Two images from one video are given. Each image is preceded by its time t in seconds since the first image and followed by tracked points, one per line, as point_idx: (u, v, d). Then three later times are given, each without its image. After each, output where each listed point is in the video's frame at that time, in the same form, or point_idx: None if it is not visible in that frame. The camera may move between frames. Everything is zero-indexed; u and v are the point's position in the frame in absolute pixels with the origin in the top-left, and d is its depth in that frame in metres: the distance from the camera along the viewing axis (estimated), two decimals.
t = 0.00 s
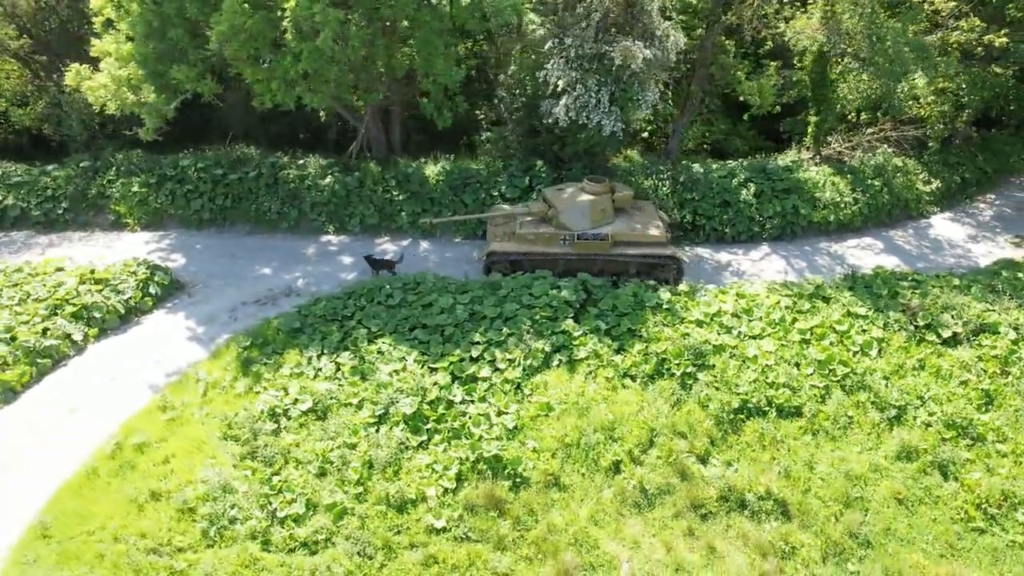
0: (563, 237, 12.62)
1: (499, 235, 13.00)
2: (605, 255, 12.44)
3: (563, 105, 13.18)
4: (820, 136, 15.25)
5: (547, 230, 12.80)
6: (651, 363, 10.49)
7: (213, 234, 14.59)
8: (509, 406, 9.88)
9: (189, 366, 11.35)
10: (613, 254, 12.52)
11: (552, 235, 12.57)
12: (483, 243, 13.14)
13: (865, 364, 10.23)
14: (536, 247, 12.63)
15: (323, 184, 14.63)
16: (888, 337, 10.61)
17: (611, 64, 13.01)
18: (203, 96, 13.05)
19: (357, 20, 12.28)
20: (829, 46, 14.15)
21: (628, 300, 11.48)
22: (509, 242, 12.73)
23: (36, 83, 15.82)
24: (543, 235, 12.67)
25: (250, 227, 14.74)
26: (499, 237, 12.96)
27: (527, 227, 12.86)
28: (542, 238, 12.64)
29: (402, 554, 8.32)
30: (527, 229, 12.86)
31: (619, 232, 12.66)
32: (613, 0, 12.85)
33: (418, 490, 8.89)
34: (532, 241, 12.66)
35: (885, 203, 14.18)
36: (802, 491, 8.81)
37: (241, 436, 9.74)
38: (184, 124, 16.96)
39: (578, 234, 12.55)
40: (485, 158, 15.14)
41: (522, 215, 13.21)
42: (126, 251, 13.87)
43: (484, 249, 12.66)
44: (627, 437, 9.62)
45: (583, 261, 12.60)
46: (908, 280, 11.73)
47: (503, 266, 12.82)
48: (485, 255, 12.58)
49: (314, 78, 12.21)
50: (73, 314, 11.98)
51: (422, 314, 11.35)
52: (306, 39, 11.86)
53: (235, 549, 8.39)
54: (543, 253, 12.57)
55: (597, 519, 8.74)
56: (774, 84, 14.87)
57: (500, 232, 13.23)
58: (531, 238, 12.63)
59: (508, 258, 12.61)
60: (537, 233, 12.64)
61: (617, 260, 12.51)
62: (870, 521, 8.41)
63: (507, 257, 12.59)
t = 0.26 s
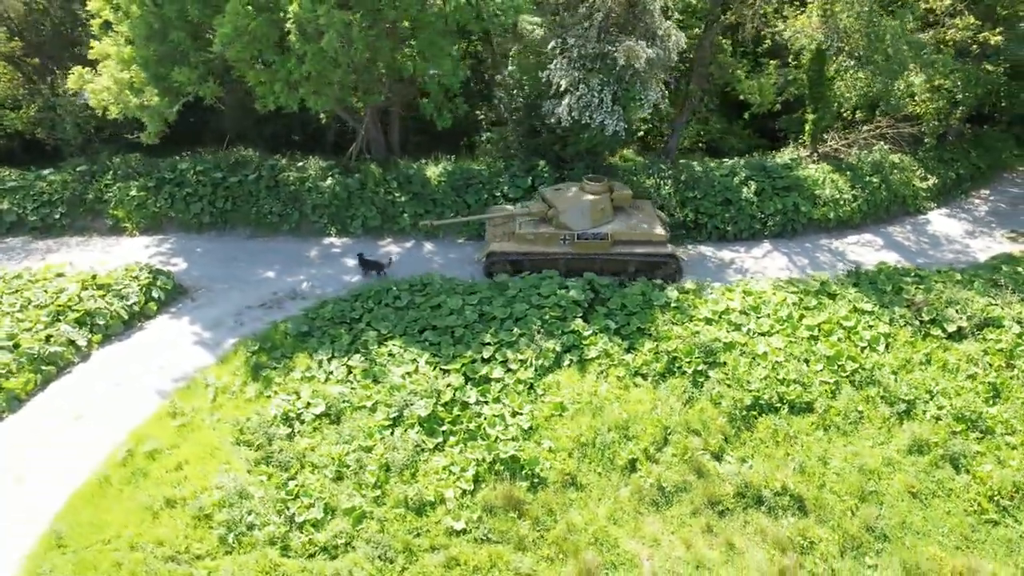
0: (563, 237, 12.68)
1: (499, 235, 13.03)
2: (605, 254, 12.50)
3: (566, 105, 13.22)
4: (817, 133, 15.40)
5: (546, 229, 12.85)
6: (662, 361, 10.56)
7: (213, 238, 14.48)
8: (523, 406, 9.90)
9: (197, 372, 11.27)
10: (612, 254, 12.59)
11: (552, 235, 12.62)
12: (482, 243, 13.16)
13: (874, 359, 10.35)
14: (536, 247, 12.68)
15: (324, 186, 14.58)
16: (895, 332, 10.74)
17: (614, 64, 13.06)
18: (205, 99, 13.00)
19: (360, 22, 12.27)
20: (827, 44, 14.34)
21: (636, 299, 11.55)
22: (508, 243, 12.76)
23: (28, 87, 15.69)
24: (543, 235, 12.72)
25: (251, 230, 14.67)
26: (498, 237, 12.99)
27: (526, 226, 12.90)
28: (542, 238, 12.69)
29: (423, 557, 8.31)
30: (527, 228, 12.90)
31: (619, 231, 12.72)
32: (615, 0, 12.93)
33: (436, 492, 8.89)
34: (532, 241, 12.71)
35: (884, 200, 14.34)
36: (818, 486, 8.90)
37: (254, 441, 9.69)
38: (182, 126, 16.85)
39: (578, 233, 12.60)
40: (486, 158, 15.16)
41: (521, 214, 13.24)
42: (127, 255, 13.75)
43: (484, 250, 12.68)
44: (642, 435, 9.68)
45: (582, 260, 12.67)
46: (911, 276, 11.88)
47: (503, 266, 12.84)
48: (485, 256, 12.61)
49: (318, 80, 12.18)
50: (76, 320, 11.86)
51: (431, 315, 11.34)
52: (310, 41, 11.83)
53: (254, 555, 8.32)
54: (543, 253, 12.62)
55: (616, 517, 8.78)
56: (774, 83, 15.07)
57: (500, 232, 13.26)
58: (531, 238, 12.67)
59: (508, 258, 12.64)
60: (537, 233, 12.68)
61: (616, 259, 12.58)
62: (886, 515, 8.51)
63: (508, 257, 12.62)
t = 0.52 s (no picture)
0: (562, 236, 12.71)
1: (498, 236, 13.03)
2: (604, 253, 12.55)
3: (568, 104, 13.25)
4: (814, 131, 15.55)
5: (545, 229, 12.88)
6: (672, 359, 10.62)
7: (213, 241, 14.38)
8: (536, 406, 9.91)
9: (204, 377, 11.19)
10: (611, 253, 12.64)
11: (551, 235, 12.65)
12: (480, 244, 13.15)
13: (881, 355, 10.46)
14: (535, 247, 12.70)
15: (324, 188, 14.54)
16: (900, 327, 10.87)
17: (616, 63, 13.11)
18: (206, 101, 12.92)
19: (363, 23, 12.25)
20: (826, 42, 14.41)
21: (643, 298, 11.61)
22: (507, 243, 12.77)
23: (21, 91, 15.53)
24: (542, 235, 12.74)
25: (251, 232, 14.60)
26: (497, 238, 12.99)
27: (525, 226, 12.91)
28: (541, 238, 12.71)
29: (444, 559, 8.31)
30: (526, 228, 12.91)
31: (618, 230, 12.76)
32: None
33: (454, 494, 8.88)
34: (531, 241, 12.72)
35: (881, 196, 14.50)
36: (831, 481, 9.00)
37: (266, 446, 9.63)
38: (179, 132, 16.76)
39: (577, 232, 12.64)
40: (486, 158, 15.16)
41: (520, 214, 13.24)
42: (126, 260, 13.63)
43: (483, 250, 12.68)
44: (655, 433, 9.73)
45: (582, 260, 12.71)
46: (913, 271, 12.02)
47: (502, 267, 12.84)
48: (485, 256, 12.61)
49: (321, 81, 12.14)
50: (79, 326, 11.74)
51: (440, 317, 11.33)
52: (313, 42, 11.78)
53: (273, 561, 8.27)
54: (542, 253, 12.65)
55: (634, 516, 8.82)
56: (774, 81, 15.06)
57: (498, 233, 13.26)
58: (530, 238, 12.69)
59: (508, 258, 12.65)
60: (536, 233, 12.70)
61: (616, 258, 12.63)
62: (900, 508, 8.61)
63: (507, 257, 12.63)
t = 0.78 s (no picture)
0: (561, 236, 12.71)
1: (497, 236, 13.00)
2: (603, 252, 12.57)
3: (571, 104, 13.30)
4: (810, 128, 15.67)
5: (544, 228, 12.87)
6: (684, 356, 10.69)
7: (214, 245, 14.35)
8: (552, 406, 9.93)
9: (212, 381, 11.11)
10: (610, 251, 12.68)
11: (550, 234, 12.65)
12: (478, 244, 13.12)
13: (889, 348, 10.61)
14: (534, 247, 12.70)
15: (325, 190, 14.49)
16: (906, 321, 11.02)
17: (619, 62, 13.19)
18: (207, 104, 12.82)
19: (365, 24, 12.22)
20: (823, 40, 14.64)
21: (652, 296, 11.68)
22: (506, 243, 12.75)
23: (12, 94, 15.21)
24: (541, 234, 12.74)
25: (252, 235, 14.53)
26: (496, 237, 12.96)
27: (524, 225, 12.89)
28: (539, 237, 12.71)
29: (467, 560, 8.30)
30: (525, 228, 12.89)
31: (617, 228, 12.77)
32: None
33: (474, 495, 8.88)
34: (530, 240, 12.72)
35: (878, 192, 14.68)
36: (847, 474, 9.10)
37: (282, 451, 9.56)
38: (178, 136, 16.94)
39: (576, 231, 12.64)
40: (487, 158, 15.16)
41: (518, 214, 13.22)
42: (126, 265, 13.51)
43: (482, 251, 12.66)
44: (670, 430, 9.80)
45: (581, 259, 12.74)
46: (915, 266, 12.19)
47: (501, 267, 12.83)
48: (484, 256, 12.59)
49: (325, 83, 12.08)
50: (82, 333, 11.58)
51: (450, 318, 11.32)
52: (317, 44, 11.72)
53: (296, 566, 8.21)
54: (542, 253, 12.65)
55: (654, 513, 8.88)
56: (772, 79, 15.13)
57: (497, 233, 13.26)
58: (529, 238, 12.68)
59: (507, 258, 12.64)
60: (535, 232, 12.68)
61: (614, 256, 12.67)
62: (916, 500, 8.74)
63: (506, 257, 12.62)
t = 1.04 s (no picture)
0: (561, 235, 12.74)
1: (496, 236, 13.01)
2: (603, 252, 12.63)
3: (574, 103, 13.32)
4: (807, 126, 15.81)
5: (543, 228, 12.89)
6: (694, 353, 10.75)
7: (215, 247, 14.32)
8: (566, 405, 9.94)
9: (221, 386, 11.04)
10: (610, 251, 12.74)
11: (551, 234, 12.67)
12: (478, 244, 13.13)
13: (896, 343, 10.73)
14: (534, 247, 12.73)
15: (327, 192, 14.44)
16: (911, 316, 11.15)
17: (621, 62, 13.22)
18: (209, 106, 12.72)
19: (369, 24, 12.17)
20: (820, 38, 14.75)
21: (660, 294, 11.74)
22: (506, 243, 12.77)
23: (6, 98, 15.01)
24: (541, 234, 12.76)
25: (253, 238, 14.48)
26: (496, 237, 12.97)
27: (523, 225, 12.91)
28: (539, 237, 12.74)
29: (489, 561, 8.30)
30: (525, 227, 12.91)
31: (616, 228, 12.82)
32: None
33: (493, 496, 8.88)
34: (530, 240, 12.75)
35: (876, 188, 14.83)
36: (861, 468, 9.20)
37: (296, 454, 9.51)
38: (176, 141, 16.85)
39: (576, 231, 12.68)
40: (488, 158, 15.16)
41: (517, 213, 13.23)
42: (128, 270, 13.41)
43: (483, 251, 12.67)
44: (684, 427, 9.85)
45: (580, 259, 12.79)
46: (918, 261, 12.33)
47: (501, 267, 12.86)
48: (484, 257, 12.60)
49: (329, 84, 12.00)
50: (87, 339, 11.48)
51: (459, 318, 11.32)
52: (322, 45, 11.65)
53: (317, 571, 8.16)
54: (542, 253, 12.69)
55: (672, 510, 8.93)
56: (772, 77, 15.12)
57: (496, 233, 13.27)
58: (529, 238, 12.71)
59: (507, 258, 12.66)
60: (535, 232, 12.71)
61: (614, 256, 12.73)
62: (929, 492, 8.85)
63: (507, 258, 12.64)
